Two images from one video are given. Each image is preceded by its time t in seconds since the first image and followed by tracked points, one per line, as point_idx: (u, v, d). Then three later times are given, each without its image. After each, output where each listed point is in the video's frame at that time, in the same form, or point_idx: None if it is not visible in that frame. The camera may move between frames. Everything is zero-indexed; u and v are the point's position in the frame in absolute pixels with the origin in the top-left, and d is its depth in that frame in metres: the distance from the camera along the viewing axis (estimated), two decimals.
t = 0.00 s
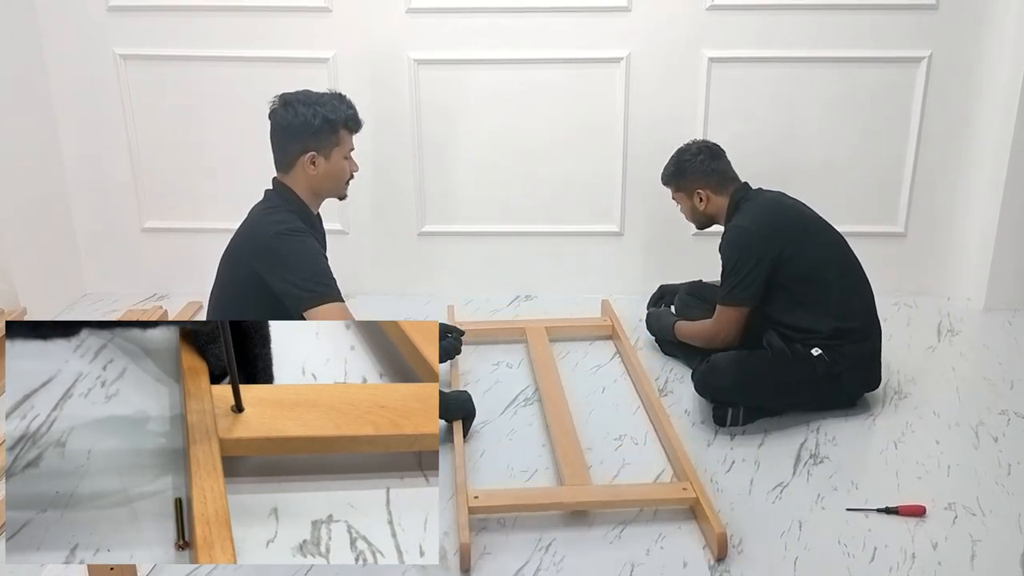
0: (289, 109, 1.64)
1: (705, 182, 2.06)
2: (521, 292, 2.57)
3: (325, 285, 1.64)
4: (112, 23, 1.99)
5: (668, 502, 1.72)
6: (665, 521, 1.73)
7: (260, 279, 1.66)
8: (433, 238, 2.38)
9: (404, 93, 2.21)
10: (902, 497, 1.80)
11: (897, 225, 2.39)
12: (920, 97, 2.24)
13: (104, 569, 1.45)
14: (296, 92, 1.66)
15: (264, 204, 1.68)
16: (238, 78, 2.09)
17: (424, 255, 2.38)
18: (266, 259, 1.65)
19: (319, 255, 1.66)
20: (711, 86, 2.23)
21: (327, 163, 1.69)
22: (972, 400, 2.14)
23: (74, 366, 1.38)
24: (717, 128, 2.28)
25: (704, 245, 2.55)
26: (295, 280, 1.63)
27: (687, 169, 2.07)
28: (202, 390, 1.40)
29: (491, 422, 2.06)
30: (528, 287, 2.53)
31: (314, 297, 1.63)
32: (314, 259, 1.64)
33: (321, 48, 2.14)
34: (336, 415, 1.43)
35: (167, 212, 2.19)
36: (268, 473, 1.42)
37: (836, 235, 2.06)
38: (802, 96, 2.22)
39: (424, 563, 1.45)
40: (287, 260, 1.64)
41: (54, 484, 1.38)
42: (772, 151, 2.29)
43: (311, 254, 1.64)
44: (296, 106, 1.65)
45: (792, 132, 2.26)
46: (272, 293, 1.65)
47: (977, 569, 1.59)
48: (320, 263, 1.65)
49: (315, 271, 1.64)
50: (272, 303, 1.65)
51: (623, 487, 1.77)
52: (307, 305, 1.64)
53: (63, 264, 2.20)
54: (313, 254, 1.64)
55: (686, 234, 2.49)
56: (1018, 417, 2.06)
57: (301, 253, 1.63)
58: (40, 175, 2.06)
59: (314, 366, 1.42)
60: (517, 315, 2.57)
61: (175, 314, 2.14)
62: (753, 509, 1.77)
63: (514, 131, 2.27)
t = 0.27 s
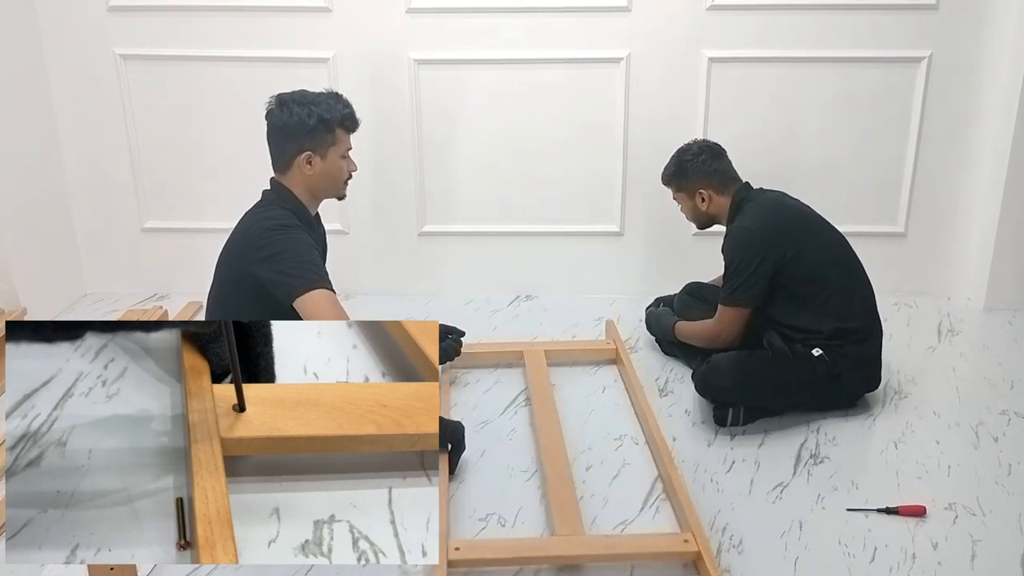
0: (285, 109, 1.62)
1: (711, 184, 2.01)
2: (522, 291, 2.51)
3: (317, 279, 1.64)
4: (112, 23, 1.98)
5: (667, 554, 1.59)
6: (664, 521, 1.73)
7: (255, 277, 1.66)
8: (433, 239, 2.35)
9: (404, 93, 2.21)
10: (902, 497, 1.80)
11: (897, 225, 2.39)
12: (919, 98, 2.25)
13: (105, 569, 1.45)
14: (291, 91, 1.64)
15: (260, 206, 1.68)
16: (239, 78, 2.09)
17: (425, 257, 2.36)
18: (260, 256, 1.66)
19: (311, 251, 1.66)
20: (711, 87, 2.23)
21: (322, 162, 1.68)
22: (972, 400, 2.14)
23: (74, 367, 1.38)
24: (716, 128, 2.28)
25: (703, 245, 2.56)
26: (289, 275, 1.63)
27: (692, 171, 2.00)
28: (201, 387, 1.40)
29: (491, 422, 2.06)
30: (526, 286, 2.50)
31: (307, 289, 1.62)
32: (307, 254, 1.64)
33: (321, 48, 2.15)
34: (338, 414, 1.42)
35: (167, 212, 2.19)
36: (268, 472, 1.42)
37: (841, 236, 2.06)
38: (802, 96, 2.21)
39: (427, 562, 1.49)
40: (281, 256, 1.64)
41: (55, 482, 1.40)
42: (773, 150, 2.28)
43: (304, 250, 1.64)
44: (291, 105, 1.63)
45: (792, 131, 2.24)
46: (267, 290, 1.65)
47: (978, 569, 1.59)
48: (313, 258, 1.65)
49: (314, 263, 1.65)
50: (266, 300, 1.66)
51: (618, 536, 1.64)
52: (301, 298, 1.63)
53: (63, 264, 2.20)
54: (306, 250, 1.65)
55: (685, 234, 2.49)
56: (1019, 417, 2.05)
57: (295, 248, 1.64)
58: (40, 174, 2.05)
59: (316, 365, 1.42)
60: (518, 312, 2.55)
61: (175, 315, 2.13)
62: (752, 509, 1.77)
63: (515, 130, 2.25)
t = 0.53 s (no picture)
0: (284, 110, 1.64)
1: (721, 174, 2.02)
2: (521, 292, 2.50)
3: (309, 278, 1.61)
4: (112, 23, 2.00)
5: None
6: (664, 520, 1.73)
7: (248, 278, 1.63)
8: (433, 238, 2.39)
9: (404, 92, 2.24)
10: (902, 497, 1.80)
11: (897, 225, 2.39)
12: (920, 99, 2.24)
13: (105, 569, 1.44)
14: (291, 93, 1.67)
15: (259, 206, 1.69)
16: (240, 79, 2.09)
17: (420, 255, 2.41)
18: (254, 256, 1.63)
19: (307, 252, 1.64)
20: (712, 87, 2.23)
21: (321, 164, 1.68)
22: (972, 400, 2.14)
23: (76, 359, 1.21)
24: (717, 127, 2.26)
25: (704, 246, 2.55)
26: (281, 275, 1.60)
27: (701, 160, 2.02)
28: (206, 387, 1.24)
29: (491, 421, 2.06)
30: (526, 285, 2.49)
31: (301, 290, 1.59)
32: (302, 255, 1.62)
33: (321, 48, 2.15)
34: (341, 410, 1.23)
35: (168, 212, 2.19)
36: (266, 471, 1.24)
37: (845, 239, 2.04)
38: (803, 95, 2.22)
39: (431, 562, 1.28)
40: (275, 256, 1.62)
41: (60, 485, 1.21)
42: (773, 150, 2.28)
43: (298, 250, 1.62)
44: (290, 107, 1.65)
45: (792, 132, 2.26)
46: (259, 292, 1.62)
47: (977, 569, 1.59)
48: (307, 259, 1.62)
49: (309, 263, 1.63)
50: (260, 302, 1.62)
51: None
52: (293, 296, 1.59)
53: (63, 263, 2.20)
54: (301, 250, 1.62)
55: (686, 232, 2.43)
56: (1019, 418, 2.05)
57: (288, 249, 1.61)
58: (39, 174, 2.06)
59: (317, 362, 1.24)
60: (517, 312, 2.45)
61: (175, 314, 2.14)
62: (753, 509, 1.77)
63: (513, 130, 2.27)
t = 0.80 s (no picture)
0: (285, 112, 1.64)
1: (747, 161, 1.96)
2: (521, 291, 2.51)
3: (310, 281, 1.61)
4: (112, 23, 2.00)
5: None
6: (664, 521, 1.73)
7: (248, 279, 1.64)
8: (433, 238, 2.39)
9: (404, 92, 2.24)
10: (903, 497, 1.80)
11: (897, 225, 2.39)
12: (920, 101, 2.24)
13: (105, 569, 1.44)
14: (295, 94, 1.66)
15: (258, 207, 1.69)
16: (240, 79, 2.08)
17: (421, 255, 2.41)
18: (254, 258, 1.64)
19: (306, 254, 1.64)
20: (712, 87, 2.23)
21: (318, 167, 1.68)
22: (972, 400, 2.14)
23: (78, 362, 1.21)
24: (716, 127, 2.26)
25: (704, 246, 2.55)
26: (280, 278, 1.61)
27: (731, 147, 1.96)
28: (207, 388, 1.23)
29: (491, 422, 2.06)
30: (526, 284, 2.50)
31: (302, 293, 1.60)
32: (301, 257, 1.63)
33: (321, 48, 2.14)
34: (341, 411, 1.23)
35: (167, 212, 2.19)
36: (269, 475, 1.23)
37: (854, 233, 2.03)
38: (803, 95, 2.22)
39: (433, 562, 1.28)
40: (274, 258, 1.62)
41: (60, 485, 1.21)
42: (774, 150, 2.28)
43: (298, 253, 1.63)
44: (292, 109, 1.65)
45: (792, 132, 2.26)
46: (259, 293, 1.63)
47: (978, 569, 1.59)
48: (306, 260, 1.63)
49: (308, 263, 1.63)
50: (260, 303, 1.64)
51: None
52: (294, 300, 1.60)
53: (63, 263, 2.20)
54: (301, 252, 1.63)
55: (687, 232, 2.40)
56: (1019, 418, 2.05)
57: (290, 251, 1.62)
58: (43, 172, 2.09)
59: (318, 362, 1.25)
60: (517, 312, 2.45)
61: (174, 314, 2.15)
62: (754, 510, 1.77)
63: (513, 130, 2.27)
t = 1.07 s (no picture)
0: (282, 112, 1.65)
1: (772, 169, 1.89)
2: (521, 292, 2.53)
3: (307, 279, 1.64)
4: (112, 23, 1.99)
5: None
6: (664, 520, 1.73)
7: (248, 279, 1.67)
8: (433, 238, 2.40)
9: (404, 92, 2.22)
10: (903, 497, 1.80)
11: (897, 225, 2.38)
12: (919, 101, 2.23)
13: (105, 569, 1.46)
14: (293, 93, 1.66)
15: (254, 208, 1.71)
16: (240, 79, 2.08)
17: (422, 255, 2.42)
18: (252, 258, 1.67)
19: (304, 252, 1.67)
20: (712, 87, 2.23)
21: (314, 166, 1.69)
22: (972, 400, 2.14)
23: (82, 364, 1.36)
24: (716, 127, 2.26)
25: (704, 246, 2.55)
26: (278, 277, 1.64)
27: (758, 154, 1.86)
28: (207, 387, 1.38)
29: (491, 422, 2.06)
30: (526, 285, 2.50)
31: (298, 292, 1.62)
32: (298, 255, 1.65)
33: (322, 48, 2.14)
34: (342, 410, 1.39)
35: (167, 213, 2.20)
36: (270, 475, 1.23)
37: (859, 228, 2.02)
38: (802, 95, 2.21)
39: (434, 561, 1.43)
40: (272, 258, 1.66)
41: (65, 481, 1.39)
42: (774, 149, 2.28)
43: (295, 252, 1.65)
44: (289, 108, 1.66)
45: (792, 131, 2.26)
46: (259, 293, 1.66)
47: (978, 569, 1.59)
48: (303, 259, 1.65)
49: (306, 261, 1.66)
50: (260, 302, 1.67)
51: None
52: (292, 299, 1.62)
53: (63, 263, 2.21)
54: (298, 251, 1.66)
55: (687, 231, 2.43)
56: (1019, 418, 2.05)
57: (286, 250, 1.66)
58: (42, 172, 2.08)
59: (320, 362, 1.38)
60: (517, 312, 2.56)
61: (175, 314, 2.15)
62: (754, 510, 1.77)
63: (514, 131, 2.27)
